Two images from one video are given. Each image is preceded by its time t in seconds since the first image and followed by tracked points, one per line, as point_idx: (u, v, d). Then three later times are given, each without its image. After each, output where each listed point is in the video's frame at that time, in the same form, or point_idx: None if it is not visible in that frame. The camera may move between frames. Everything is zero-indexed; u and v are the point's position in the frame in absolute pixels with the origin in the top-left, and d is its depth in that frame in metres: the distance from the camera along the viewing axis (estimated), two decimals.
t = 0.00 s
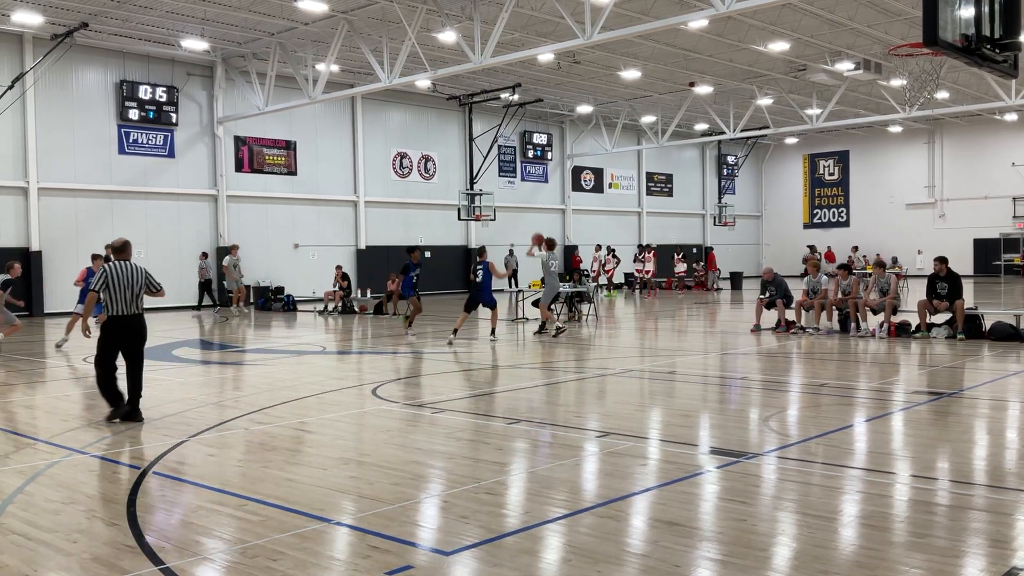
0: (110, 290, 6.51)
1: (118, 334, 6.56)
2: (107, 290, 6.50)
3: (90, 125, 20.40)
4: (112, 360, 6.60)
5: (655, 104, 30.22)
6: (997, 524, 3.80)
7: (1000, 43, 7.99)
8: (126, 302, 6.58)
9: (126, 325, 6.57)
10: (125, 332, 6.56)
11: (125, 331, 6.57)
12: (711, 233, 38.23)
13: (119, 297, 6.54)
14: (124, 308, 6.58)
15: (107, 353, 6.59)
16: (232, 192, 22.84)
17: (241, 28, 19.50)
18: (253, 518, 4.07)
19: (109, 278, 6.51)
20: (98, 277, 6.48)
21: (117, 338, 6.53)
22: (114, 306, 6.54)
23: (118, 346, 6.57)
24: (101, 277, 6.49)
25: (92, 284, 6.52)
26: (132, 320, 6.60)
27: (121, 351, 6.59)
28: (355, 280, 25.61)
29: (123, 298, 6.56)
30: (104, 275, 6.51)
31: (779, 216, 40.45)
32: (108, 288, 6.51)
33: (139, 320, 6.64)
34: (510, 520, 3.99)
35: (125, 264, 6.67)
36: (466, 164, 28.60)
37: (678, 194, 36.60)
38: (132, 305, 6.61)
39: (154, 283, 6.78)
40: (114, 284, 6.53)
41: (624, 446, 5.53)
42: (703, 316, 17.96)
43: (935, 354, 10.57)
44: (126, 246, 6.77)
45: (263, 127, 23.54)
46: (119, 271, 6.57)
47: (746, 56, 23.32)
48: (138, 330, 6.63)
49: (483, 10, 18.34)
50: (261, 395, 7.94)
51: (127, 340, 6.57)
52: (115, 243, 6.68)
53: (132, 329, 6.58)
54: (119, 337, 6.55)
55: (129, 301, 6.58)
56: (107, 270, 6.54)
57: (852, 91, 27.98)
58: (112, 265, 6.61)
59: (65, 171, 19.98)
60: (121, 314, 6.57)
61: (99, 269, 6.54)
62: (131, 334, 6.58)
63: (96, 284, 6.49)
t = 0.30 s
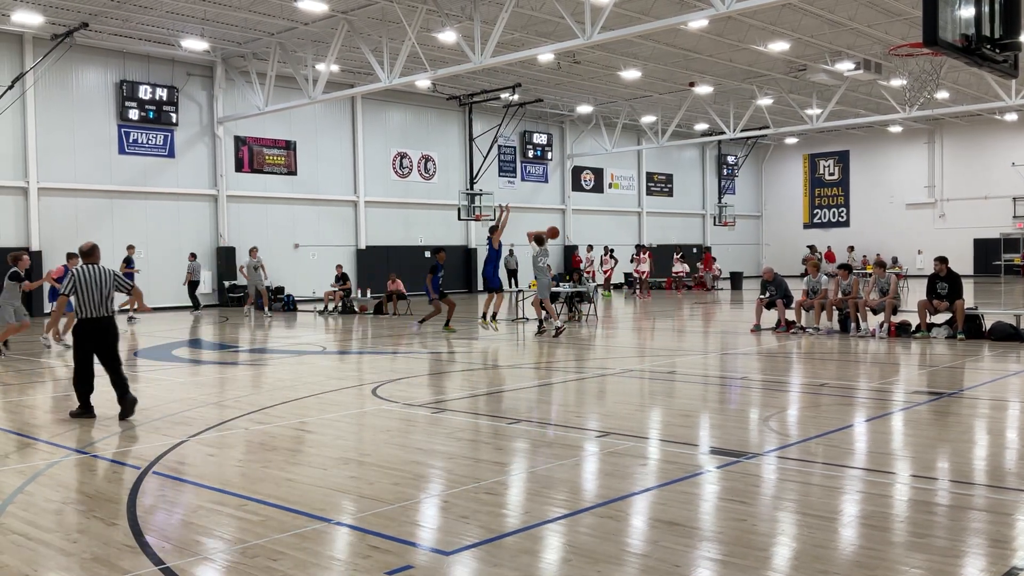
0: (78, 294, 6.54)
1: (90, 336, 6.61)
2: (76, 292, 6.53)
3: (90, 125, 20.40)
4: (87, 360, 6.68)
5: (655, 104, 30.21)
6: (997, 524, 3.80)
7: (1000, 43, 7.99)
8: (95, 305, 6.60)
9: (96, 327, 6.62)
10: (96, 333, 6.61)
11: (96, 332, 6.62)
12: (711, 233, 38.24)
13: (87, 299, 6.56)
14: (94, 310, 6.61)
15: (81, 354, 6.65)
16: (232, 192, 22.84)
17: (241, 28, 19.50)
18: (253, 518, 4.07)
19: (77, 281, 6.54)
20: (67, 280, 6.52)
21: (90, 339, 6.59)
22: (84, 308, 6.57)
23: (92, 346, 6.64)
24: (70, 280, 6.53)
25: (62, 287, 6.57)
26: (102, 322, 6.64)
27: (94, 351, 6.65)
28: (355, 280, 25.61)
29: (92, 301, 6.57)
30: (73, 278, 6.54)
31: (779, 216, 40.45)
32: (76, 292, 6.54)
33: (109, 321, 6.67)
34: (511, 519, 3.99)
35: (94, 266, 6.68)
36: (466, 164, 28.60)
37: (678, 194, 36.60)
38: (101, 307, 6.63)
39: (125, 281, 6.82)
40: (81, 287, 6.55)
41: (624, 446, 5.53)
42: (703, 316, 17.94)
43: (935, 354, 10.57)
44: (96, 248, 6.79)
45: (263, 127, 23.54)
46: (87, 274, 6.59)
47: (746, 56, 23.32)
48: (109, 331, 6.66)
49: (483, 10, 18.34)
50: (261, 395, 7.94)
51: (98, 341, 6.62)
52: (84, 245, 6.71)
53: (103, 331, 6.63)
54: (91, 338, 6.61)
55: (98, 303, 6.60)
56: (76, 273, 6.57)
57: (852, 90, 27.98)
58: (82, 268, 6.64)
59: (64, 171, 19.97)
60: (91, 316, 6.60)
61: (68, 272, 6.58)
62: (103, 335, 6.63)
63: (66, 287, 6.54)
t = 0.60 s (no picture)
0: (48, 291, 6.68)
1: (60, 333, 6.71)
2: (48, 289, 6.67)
3: (90, 125, 20.41)
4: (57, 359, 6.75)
5: (656, 104, 30.20)
6: (997, 524, 3.80)
7: (1001, 43, 8.00)
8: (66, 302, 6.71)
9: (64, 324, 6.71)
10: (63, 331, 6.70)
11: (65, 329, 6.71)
12: (711, 233, 38.24)
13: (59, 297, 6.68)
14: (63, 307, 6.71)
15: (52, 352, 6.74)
16: (232, 192, 22.83)
17: (241, 27, 19.50)
18: (253, 518, 4.07)
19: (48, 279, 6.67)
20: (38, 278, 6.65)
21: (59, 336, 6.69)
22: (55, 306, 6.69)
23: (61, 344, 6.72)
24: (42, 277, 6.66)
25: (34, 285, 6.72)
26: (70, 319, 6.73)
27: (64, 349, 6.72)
28: (355, 280, 25.60)
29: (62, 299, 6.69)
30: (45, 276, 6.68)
31: (778, 216, 40.44)
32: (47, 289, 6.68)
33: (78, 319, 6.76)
34: (511, 519, 3.99)
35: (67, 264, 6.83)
36: (466, 164, 28.60)
37: (678, 194, 36.60)
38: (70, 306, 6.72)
39: (100, 279, 6.93)
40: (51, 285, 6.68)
41: (624, 447, 5.53)
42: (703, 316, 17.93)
43: (935, 354, 10.57)
44: (69, 248, 6.93)
45: (263, 127, 23.54)
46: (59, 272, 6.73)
47: (746, 56, 23.33)
48: (77, 330, 6.76)
49: (483, 10, 18.34)
50: (260, 395, 7.93)
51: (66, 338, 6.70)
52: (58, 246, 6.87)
53: (70, 328, 6.71)
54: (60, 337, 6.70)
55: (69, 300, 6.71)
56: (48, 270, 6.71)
57: (852, 91, 27.99)
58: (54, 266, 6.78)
59: (64, 171, 19.97)
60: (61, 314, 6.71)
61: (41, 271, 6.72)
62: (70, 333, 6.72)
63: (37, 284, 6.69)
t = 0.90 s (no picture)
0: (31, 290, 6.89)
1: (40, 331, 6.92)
2: (30, 289, 6.88)
3: (90, 125, 20.40)
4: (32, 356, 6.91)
5: (656, 104, 30.22)
6: (998, 524, 3.80)
7: (1001, 43, 8.00)
8: (46, 302, 6.94)
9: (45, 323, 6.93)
10: (43, 329, 6.92)
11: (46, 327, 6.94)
12: (711, 233, 38.24)
13: (41, 296, 6.90)
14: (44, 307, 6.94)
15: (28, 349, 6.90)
16: (232, 192, 22.83)
17: (241, 27, 19.50)
18: (252, 518, 4.07)
19: (30, 279, 6.88)
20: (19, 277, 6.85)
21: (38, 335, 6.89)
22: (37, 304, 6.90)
23: (39, 341, 6.91)
24: (23, 277, 6.87)
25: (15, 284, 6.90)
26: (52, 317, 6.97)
27: (42, 345, 6.92)
28: (355, 281, 25.59)
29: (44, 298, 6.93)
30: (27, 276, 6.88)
31: (778, 216, 40.44)
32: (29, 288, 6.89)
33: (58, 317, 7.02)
34: (511, 520, 3.99)
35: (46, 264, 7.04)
36: (465, 164, 28.59)
37: (678, 194, 36.61)
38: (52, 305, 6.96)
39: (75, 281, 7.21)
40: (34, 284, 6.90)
41: (624, 446, 5.53)
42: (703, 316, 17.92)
43: (935, 354, 10.57)
44: (46, 248, 7.13)
45: (263, 126, 23.54)
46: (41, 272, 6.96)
47: (746, 56, 23.31)
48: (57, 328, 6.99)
49: (482, 10, 18.34)
50: (260, 395, 7.93)
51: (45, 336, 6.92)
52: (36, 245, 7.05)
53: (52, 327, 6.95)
54: (39, 335, 6.90)
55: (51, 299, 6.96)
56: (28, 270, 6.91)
57: (852, 90, 27.99)
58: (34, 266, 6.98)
59: (64, 171, 19.97)
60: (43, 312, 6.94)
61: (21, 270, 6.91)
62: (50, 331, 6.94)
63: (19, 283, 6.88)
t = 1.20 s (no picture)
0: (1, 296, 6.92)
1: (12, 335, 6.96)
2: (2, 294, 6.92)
3: (90, 125, 20.40)
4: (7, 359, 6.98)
5: (656, 104, 30.23)
6: (998, 524, 3.80)
7: (1001, 43, 7.99)
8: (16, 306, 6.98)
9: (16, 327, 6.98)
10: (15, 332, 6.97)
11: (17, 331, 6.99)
12: (711, 232, 38.24)
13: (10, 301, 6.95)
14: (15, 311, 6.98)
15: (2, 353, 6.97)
16: (232, 192, 22.82)
17: (241, 27, 19.50)
18: (252, 518, 4.06)
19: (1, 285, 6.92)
20: None
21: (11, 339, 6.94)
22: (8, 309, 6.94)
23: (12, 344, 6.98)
24: None
25: None
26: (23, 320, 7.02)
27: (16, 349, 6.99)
28: (355, 280, 25.58)
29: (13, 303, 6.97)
30: None
31: (778, 216, 40.43)
32: None
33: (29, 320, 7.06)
34: (511, 519, 3.99)
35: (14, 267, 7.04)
36: (465, 164, 28.59)
37: (678, 194, 36.61)
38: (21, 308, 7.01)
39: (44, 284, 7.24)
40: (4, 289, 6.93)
41: (624, 447, 5.53)
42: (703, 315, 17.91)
43: (935, 354, 10.57)
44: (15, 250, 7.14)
45: (263, 126, 23.54)
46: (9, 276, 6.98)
47: (746, 56, 23.29)
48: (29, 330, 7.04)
49: (482, 10, 18.36)
50: (260, 395, 7.93)
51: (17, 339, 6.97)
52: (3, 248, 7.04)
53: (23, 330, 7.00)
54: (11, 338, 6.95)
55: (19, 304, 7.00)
56: None
57: (852, 90, 27.99)
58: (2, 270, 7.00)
59: (64, 170, 19.97)
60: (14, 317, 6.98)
61: None
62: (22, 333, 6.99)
63: None
